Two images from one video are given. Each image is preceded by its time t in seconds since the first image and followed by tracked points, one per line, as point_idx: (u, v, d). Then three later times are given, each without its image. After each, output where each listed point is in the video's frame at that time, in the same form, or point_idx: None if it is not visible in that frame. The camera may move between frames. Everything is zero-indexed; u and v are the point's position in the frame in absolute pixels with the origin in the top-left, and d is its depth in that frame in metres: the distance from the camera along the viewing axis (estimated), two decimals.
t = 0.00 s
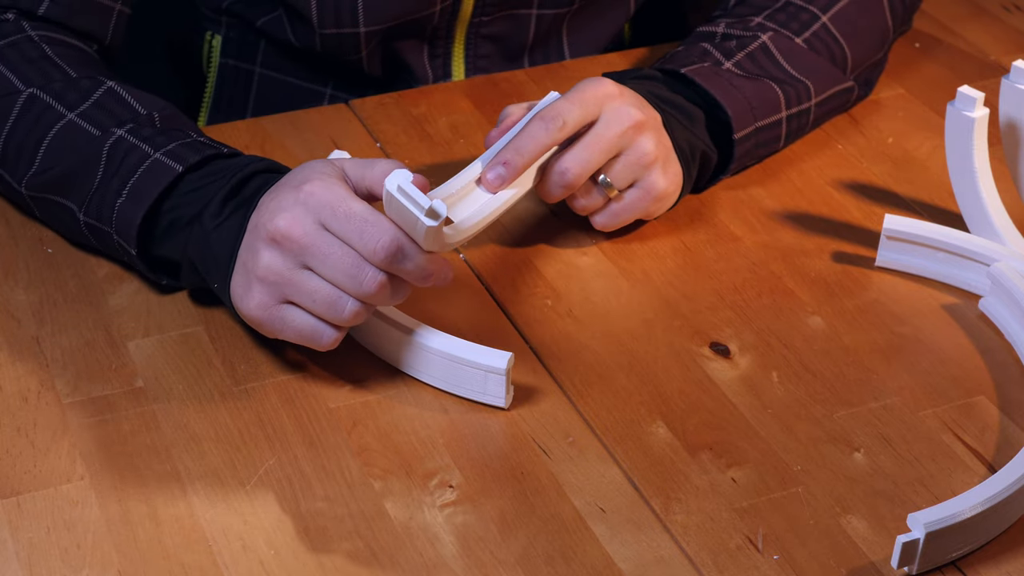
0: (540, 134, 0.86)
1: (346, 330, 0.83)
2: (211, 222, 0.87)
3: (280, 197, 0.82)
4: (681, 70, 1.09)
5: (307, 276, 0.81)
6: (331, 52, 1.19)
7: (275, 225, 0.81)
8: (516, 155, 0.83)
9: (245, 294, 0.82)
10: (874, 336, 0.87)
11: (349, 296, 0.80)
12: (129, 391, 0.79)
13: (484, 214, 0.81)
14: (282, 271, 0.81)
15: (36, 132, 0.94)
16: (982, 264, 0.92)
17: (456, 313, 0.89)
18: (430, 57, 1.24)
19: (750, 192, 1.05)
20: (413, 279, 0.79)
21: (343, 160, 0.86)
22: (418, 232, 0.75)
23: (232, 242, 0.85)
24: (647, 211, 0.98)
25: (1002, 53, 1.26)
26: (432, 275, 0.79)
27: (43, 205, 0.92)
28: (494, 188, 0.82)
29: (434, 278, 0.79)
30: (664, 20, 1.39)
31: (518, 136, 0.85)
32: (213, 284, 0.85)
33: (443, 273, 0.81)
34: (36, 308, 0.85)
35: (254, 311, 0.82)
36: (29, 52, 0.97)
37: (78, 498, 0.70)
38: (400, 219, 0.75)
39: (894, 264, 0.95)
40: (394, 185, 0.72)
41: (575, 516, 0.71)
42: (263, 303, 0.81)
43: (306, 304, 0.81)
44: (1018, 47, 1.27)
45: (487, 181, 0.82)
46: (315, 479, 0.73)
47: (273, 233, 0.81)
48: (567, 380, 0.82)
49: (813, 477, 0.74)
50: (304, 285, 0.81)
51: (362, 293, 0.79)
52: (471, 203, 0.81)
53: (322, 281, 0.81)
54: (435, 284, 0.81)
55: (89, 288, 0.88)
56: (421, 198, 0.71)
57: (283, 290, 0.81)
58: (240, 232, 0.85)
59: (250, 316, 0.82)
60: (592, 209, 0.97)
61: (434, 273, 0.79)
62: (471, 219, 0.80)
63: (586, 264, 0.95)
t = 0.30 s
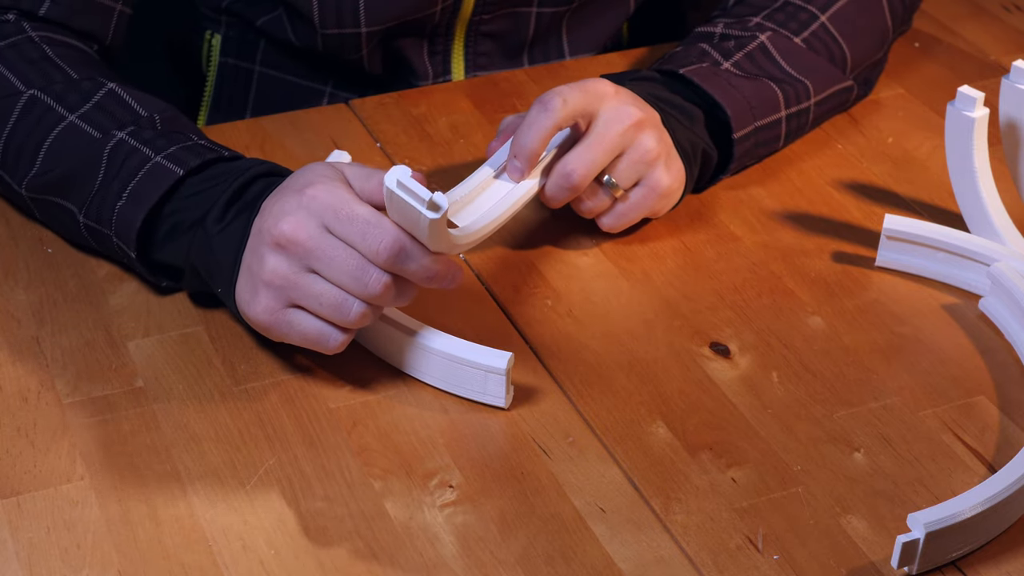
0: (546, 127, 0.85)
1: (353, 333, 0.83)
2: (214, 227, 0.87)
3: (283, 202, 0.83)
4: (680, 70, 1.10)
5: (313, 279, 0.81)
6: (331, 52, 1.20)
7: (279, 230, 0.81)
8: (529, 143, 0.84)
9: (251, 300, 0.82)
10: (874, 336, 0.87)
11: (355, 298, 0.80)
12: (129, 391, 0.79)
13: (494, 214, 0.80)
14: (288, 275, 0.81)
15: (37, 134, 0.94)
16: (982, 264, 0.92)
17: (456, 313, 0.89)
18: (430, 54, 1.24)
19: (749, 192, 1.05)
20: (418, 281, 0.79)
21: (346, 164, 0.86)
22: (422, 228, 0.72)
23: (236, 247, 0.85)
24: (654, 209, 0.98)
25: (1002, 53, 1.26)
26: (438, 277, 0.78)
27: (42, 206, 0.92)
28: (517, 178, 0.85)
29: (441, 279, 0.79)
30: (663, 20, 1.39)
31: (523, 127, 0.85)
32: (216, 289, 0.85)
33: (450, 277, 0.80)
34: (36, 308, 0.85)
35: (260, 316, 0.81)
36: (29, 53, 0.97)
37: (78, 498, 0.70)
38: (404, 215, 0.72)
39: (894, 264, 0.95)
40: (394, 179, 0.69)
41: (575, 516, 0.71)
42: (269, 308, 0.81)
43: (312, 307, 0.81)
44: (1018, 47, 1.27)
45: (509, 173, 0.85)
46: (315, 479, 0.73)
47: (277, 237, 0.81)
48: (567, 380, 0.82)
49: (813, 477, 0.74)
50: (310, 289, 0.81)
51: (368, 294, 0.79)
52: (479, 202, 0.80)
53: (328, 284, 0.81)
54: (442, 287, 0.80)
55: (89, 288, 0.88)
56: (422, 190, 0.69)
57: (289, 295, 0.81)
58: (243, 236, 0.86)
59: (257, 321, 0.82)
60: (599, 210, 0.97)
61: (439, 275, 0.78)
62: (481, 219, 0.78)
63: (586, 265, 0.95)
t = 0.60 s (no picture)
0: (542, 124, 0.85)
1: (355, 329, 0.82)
2: (210, 231, 0.87)
3: (279, 199, 0.82)
4: (681, 71, 1.10)
5: (312, 274, 0.80)
6: (330, 53, 1.20)
7: (276, 227, 0.81)
8: (525, 136, 0.84)
9: (251, 300, 0.82)
10: (874, 336, 0.87)
11: (355, 292, 0.80)
12: (129, 391, 0.79)
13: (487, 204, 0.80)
14: (286, 273, 0.81)
15: (32, 138, 0.94)
16: (982, 264, 0.92)
17: (456, 313, 0.89)
18: (427, 55, 1.24)
19: (749, 192, 1.05)
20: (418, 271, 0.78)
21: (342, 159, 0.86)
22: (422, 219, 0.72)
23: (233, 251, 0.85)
24: (647, 210, 0.98)
25: (1002, 53, 1.26)
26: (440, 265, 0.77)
27: (40, 210, 0.92)
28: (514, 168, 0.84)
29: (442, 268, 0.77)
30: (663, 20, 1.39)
31: (522, 122, 0.85)
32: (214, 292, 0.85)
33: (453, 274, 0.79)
34: (35, 308, 0.85)
35: (261, 316, 0.82)
36: (23, 55, 0.97)
37: (78, 498, 0.70)
38: (408, 206, 0.73)
39: (894, 264, 0.95)
40: (408, 173, 0.69)
41: (575, 516, 0.71)
42: (270, 307, 0.81)
43: (312, 304, 0.81)
44: (1018, 47, 1.27)
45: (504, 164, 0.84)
46: (315, 479, 0.73)
47: (273, 236, 0.81)
48: (567, 380, 0.82)
49: (813, 477, 0.74)
50: (309, 285, 0.80)
51: (367, 287, 0.79)
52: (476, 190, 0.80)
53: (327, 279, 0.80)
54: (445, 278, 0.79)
55: (89, 288, 0.88)
56: (429, 185, 0.69)
57: (289, 292, 0.81)
58: (240, 239, 0.85)
59: (258, 321, 0.82)
60: (590, 210, 0.97)
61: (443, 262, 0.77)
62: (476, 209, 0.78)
63: (586, 265, 0.95)
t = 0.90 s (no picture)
0: (538, 110, 0.86)
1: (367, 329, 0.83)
2: (211, 239, 0.87)
3: (274, 209, 0.82)
4: (685, 71, 1.09)
5: (319, 281, 0.81)
6: (331, 54, 1.20)
7: (276, 239, 0.80)
8: (519, 121, 0.85)
9: (262, 311, 0.82)
10: (875, 336, 0.87)
11: (363, 294, 0.80)
12: (129, 392, 0.79)
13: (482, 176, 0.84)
14: (293, 282, 0.81)
15: (31, 140, 0.94)
16: (983, 264, 0.92)
17: (456, 313, 0.89)
18: (428, 55, 1.24)
19: (750, 192, 1.05)
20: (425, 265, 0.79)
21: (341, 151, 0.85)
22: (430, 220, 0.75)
23: (235, 256, 0.85)
24: (634, 205, 0.98)
25: (1002, 53, 1.26)
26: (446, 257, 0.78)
27: (40, 213, 0.92)
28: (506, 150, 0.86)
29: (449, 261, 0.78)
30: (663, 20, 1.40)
31: (516, 104, 0.86)
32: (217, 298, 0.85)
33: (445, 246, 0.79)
34: (35, 308, 0.85)
35: (274, 325, 0.82)
36: (21, 56, 0.97)
37: (78, 498, 0.70)
38: (419, 206, 0.75)
39: (894, 264, 0.95)
40: (437, 183, 0.71)
41: (575, 516, 0.71)
42: (280, 317, 0.82)
43: (323, 310, 0.81)
44: (1018, 47, 1.27)
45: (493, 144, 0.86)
46: (315, 479, 0.73)
47: (276, 248, 0.80)
48: (567, 380, 0.82)
49: (813, 477, 0.74)
50: (317, 292, 0.81)
51: (376, 288, 0.79)
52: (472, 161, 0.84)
53: (335, 284, 0.80)
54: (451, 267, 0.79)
55: (89, 288, 0.88)
56: (450, 199, 0.71)
57: (298, 300, 0.81)
58: (241, 246, 0.85)
59: (272, 329, 0.82)
60: (576, 196, 0.98)
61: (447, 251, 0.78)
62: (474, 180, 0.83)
63: (586, 265, 0.94)
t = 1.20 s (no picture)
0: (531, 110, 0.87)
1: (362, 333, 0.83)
2: (207, 244, 0.87)
3: (268, 215, 0.81)
4: (683, 71, 1.10)
5: (314, 287, 0.80)
6: (334, 54, 1.20)
7: (271, 246, 0.80)
8: (513, 121, 0.87)
9: (257, 316, 0.82)
10: (874, 336, 0.87)
11: (359, 299, 0.80)
12: (129, 391, 0.79)
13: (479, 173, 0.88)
14: (288, 288, 0.81)
15: (28, 143, 0.94)
16: (982, 264, 0.92)
17: (456, 313, 0.89)
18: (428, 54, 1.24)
19: (750, 192, 1.05)
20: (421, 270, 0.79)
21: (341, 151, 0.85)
22: (425, 225, 0.75)
23: (231, 258, 0.85)
24: (631, 200, 0.98)
25: (1002, 53, 1.26)
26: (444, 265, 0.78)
27: (39, 216, 0.92)
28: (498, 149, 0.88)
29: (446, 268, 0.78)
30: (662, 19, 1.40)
31: (511, 104, 0.88)
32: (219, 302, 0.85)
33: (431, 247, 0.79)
34: (35, 308, 0.85)
35: (269, 330, 0.82)
36: (18, 59, 0.97)
37: (78, 498, 0.70)
38: (415, 213, 0.75)
39: (894, 263, 0.95)
40: (438, 191, 0.72)
41: (575, 516, 0.71)
42: (275, 323, 0.81)
43: (318, 315, 0.81)
44: (1018, 47, 1.27)
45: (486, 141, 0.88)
46: (315, 479, 0.73)
47: (270, 254, 0.80)
48: (567, 380, 0.82)
49: (813, 477, 0.74)
50: (313, 297, 0.80)
51: (373, 293, 0.79)
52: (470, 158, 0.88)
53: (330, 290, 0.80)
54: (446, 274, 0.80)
55: (88, 288, 0.88)
56: (451, 208, 0.72)
57: (293, 307, 0.81)
58: (238, 250, 0.85)
59: (267, 334, 0.82)
60: (573, 190, 0.98)
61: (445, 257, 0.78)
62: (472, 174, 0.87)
63: (586, 265, 0.94)
